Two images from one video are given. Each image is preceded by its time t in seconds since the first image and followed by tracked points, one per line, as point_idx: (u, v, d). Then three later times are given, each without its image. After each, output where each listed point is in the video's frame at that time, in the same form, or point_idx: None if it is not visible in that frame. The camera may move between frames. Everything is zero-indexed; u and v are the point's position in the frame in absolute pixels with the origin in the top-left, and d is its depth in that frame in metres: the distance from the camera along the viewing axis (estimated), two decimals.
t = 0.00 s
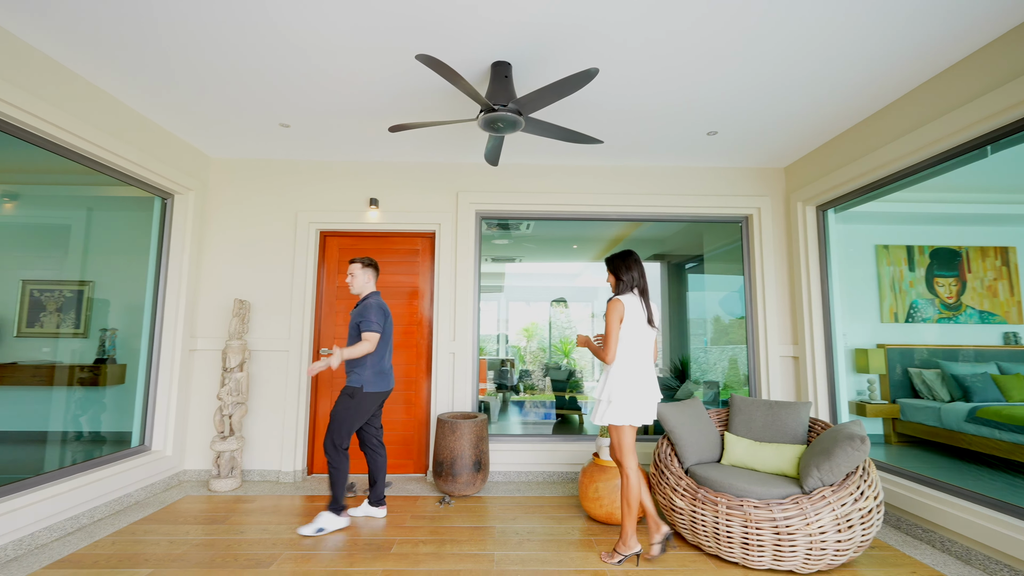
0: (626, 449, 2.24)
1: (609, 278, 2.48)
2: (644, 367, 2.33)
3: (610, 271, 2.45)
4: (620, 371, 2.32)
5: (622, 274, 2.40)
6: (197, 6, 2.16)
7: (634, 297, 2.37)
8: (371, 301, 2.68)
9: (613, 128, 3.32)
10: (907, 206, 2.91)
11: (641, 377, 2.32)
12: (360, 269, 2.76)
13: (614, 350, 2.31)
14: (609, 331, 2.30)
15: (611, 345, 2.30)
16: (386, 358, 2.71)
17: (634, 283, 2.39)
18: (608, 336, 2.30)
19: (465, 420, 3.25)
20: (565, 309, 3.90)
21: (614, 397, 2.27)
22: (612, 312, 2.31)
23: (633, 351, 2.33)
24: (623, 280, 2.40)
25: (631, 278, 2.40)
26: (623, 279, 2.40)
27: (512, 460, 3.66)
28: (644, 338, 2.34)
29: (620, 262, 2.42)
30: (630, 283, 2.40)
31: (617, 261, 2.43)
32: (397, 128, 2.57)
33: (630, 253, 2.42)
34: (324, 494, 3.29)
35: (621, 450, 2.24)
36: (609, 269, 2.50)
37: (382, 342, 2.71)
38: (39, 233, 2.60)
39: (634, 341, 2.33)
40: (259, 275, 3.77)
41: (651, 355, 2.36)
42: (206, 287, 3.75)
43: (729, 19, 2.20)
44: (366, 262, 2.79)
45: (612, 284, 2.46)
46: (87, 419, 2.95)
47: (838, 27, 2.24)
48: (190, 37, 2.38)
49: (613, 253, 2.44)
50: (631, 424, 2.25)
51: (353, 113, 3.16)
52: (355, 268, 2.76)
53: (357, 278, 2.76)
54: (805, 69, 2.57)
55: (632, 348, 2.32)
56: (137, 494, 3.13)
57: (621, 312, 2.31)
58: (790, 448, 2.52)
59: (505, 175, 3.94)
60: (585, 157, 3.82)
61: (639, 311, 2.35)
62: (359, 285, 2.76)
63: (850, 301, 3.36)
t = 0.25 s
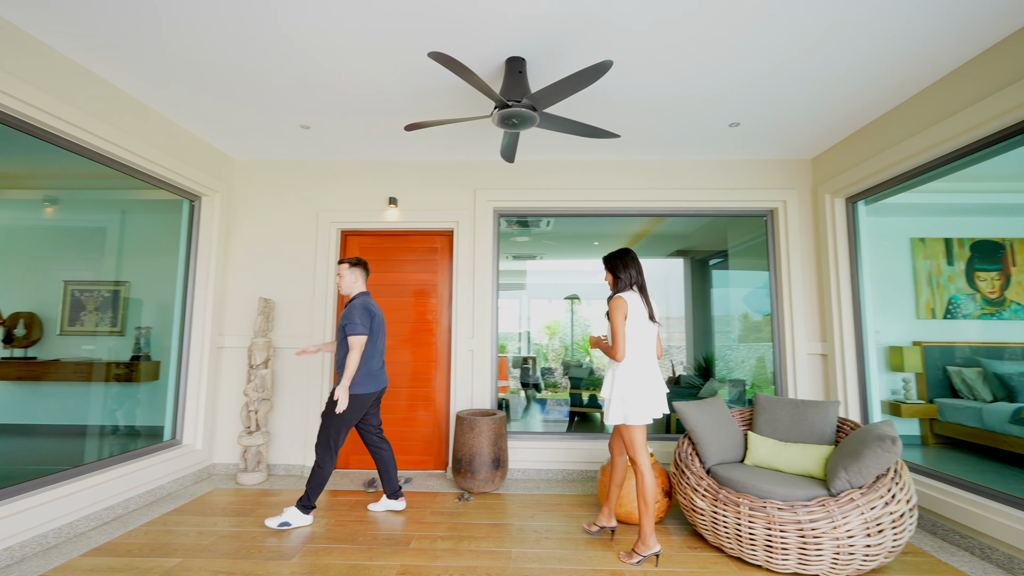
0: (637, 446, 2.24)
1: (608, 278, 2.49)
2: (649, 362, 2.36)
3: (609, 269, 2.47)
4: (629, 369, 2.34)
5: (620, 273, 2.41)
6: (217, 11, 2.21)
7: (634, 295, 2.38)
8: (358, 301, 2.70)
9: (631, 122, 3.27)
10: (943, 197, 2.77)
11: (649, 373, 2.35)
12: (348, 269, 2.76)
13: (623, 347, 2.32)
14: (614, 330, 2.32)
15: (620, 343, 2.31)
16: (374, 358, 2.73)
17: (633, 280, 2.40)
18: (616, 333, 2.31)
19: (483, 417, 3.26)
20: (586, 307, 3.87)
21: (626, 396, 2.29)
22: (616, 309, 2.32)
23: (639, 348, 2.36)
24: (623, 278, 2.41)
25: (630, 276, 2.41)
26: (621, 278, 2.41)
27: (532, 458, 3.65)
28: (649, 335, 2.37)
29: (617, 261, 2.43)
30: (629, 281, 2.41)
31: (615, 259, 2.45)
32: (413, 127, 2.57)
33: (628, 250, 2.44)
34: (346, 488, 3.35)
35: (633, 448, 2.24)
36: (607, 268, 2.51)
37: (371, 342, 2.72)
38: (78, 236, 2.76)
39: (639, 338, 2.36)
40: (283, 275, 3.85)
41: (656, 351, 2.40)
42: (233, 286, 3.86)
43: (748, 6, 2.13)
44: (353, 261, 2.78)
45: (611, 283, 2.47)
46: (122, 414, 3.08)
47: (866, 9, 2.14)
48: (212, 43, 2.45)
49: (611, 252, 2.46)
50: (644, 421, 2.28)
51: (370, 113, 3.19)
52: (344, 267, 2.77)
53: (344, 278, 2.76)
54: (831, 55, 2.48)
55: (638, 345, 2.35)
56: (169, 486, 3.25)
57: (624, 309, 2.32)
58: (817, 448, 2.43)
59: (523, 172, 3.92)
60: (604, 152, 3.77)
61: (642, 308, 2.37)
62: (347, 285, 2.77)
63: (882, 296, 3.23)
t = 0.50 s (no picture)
0: (646, 444, 2.26)
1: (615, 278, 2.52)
2: (656, 363, 2.39)
3: (618, 269, 2.50)
4: (639, 368, 2.35)
5: (628, 273, 2.46)
6: (239, 18, 2.27)
7: (641, 296, 2.43)
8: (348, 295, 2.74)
9: (653, 116, 3.20)
10: (988, 188, 2.62)
11: (657, 373, 2.37)
12: (341, 262, 2.82)
13: (637, 346, 2.31)
14: (626, 328, 2.31)
15: (633, 343, 2.30)
16: (364, 353, 2.76)
17: (641, 282, 2.45)
18: (630, 333, 2.30)
19: (504, 416, 3.26)
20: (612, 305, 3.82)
21: (638, 395, 2.30)
22: (628, 309, 2.34)
23: (647, 348, 2.38)
24: (631, 278, 2.46)
25: (639, 277, 2.46)
26: (631, 278, 2.45)
27: (553, 458, 3.63)
28: (656, 335, 2.40)
29: (627, 262, 2.48)
30: (637, 282, 2.46)
31: (623, 260, 2.49)
32: (431, 127, 2.58)
33: (636, 253, 2.50)
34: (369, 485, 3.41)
35: (641, 446, 2.26)
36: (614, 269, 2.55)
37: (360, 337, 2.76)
38: (116, 240, 2.91)
39: (647, 338, 2.38)
40: (308, 275, 3.94)
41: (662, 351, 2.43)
42: (262, 286, 3.97)
43: None
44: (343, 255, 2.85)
45: (619, 283, 2.51)
46: (159, 409, 3.22)
47: None
48: (236, 49, 2.52)
49: (620, 252, 2.50)
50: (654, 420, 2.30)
51: (390, 114, 3.23)
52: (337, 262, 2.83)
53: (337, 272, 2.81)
54: (862, 40, 2.36)
55: (647, 345, 2.37)
56: (202, 480, 3.37)
57: (636, 308, 2.34)
58: (849, 452, 2.33)
59: (544, 170, 3.90)
60: (625, 148, 3.71)
61: (649, 309, 2.41)
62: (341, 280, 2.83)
63: (921, 292, 3.08)
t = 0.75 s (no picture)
0: (636, 444, 2.36)
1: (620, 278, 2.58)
2: (652, 365, 2.47)
3: (623, 268, 2.55)
4: (635, 368, 2.45)
5: (631, 275, 2.51)
6: (257, 26, 2.33)
7: (642, 297, 2.48)
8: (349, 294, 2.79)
9: (672, 113, 3.14)
10: None
11: (652, 374, 2.46)
12: (342, 261, 2.86)
13: (636, 348, 2.37)
14: (626, 330, 2.38)
15: (632, 344, 2.37)
16: (365, 350, 2.82)
17: (644, 284, 2.50)
18: (630, 334, 2.37)
19: (522, 417, 3.26)
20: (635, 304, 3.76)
21: (632, 394, 2.40)
22: (629, 311, 2.41)
23: (645, 349, 2.46)
24: (635, 279, 2.52)
25: (642, 278, 2.50)
26: (634, 279, 2.51)
27: (571, 459, 3.61)
28: (654, 337, 2.47)
29: (632, 262, 2.52)
30: (640, 283, 2.51)
31: (629, 262, 2.53)
32: (446, 128, 2.57)
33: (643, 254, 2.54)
34: (389, 483, 3.45)
35: (629, 445, 2.35)
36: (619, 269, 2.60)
37: (361, 335, 2.81)
38: (149, 243, 3.04)
39: (645, 340, 2.46)
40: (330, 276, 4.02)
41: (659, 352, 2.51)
42: (285, 287, 4.07)
43: None
44: (345, 254, 2.89)
45: (621, 283, 2.57)
46: (189, 407, 3.34)
47: None
48: (255, 56, 2.58)
49: (628, 253, 2.54)
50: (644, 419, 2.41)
51: (407, 116, 3.26)
52: (338, 259, 2.86)
53: (337, 270, 2.85)
54: (891, 27, 2.26)
55: (644, 346, 2.44)
56: (229, 475, 3.48)
57: (637, 310, 2.41)
58: (878, 458, 2.24)
59: (562, 170, 3.88)
60: (644, 145, 3.65)
61: (650, 312, 2.48)
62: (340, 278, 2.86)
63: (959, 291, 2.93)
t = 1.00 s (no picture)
0: (615, 438, 2.45)
1: (620, 278, 2.65)
2: (654, 364, 2.52)
3: (624, 269, 2.62)
4: (638, 367, 2.49)
5: (633, 275, 2.58)
6: (272, 32, 2.38)
7: (644, 297, 2.54)
8: (352, 296, 2.84)
9: (688, 109, 3.08)
10: None
11: (653, 373, 2.52)
12: (344, 264, 2.89)
13: (639, 347, 2.45)
14: (631, 329, 2.44)
15: (636, 343, 2.44)
16: (370, 352, 2.90)
17: (646, 284, 2.56)
18: (634, 334, 2.44)
19: (536, 418, 3.24)
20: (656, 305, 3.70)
21: (633, 392, 2.46)
22: (634, 312, 2.45)
23: (647, 349, 2.52)
24: (636, 280, 2.58)
25: (643, 279, 2.57)
26: (636, 280, 2.57)
27: (586, 461, 3.58)
28: (656, 337, 2.54)
29: (633, 264, 2.59)
30: (642, 284, 2.57)
31: (629, 262, 2.61)
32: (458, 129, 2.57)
33: (643, 257, 2.62)
34: (406, 482, 3.48)
35: (609, 442, 2.46)
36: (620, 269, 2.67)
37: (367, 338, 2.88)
38: (178, 246, 3.16)
39: (646, 340, 2.53)
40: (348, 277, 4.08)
41: (660, 353, 2.57)
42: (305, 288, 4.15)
43: None
44: (348, 258, 2.92)
45: (624, 283, 2.63)
46: (213, 405, 3.43)
47: None
48: (271, 62, 2.63)
49: (628, 254, 2.62)
50: (643, 417, 2.48)
51: (421, 117, 3.28)
52: (340, 262, 2.89)
53: (340, 273, 2.89)
54: (917, 14, 2.17)
55: (647, 346, 2.50)
56: (250, 472, 3.56)
57: (642, 312, 2.46)
58: (905, 464, 2.15)
59: (578, 169, 3.85)
60: (660, 142, 3.60)
61: (652, 312, 2.54)
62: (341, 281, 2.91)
63: (995, 290, 2.79)
